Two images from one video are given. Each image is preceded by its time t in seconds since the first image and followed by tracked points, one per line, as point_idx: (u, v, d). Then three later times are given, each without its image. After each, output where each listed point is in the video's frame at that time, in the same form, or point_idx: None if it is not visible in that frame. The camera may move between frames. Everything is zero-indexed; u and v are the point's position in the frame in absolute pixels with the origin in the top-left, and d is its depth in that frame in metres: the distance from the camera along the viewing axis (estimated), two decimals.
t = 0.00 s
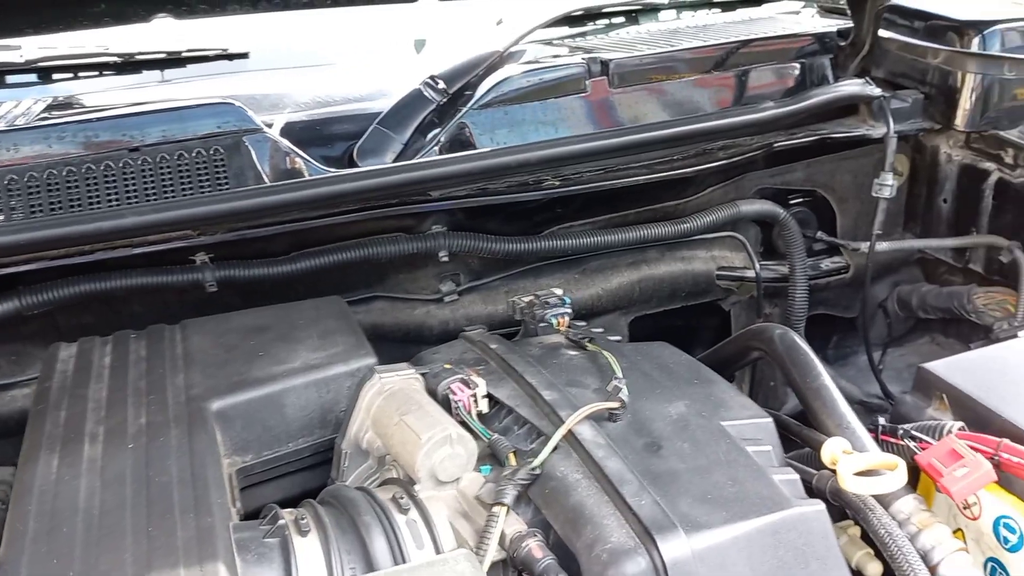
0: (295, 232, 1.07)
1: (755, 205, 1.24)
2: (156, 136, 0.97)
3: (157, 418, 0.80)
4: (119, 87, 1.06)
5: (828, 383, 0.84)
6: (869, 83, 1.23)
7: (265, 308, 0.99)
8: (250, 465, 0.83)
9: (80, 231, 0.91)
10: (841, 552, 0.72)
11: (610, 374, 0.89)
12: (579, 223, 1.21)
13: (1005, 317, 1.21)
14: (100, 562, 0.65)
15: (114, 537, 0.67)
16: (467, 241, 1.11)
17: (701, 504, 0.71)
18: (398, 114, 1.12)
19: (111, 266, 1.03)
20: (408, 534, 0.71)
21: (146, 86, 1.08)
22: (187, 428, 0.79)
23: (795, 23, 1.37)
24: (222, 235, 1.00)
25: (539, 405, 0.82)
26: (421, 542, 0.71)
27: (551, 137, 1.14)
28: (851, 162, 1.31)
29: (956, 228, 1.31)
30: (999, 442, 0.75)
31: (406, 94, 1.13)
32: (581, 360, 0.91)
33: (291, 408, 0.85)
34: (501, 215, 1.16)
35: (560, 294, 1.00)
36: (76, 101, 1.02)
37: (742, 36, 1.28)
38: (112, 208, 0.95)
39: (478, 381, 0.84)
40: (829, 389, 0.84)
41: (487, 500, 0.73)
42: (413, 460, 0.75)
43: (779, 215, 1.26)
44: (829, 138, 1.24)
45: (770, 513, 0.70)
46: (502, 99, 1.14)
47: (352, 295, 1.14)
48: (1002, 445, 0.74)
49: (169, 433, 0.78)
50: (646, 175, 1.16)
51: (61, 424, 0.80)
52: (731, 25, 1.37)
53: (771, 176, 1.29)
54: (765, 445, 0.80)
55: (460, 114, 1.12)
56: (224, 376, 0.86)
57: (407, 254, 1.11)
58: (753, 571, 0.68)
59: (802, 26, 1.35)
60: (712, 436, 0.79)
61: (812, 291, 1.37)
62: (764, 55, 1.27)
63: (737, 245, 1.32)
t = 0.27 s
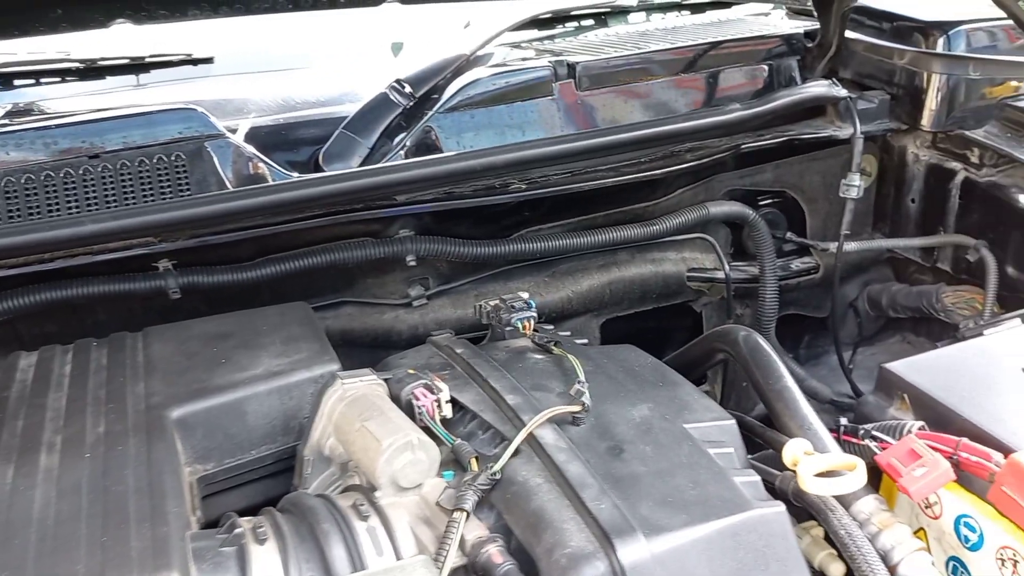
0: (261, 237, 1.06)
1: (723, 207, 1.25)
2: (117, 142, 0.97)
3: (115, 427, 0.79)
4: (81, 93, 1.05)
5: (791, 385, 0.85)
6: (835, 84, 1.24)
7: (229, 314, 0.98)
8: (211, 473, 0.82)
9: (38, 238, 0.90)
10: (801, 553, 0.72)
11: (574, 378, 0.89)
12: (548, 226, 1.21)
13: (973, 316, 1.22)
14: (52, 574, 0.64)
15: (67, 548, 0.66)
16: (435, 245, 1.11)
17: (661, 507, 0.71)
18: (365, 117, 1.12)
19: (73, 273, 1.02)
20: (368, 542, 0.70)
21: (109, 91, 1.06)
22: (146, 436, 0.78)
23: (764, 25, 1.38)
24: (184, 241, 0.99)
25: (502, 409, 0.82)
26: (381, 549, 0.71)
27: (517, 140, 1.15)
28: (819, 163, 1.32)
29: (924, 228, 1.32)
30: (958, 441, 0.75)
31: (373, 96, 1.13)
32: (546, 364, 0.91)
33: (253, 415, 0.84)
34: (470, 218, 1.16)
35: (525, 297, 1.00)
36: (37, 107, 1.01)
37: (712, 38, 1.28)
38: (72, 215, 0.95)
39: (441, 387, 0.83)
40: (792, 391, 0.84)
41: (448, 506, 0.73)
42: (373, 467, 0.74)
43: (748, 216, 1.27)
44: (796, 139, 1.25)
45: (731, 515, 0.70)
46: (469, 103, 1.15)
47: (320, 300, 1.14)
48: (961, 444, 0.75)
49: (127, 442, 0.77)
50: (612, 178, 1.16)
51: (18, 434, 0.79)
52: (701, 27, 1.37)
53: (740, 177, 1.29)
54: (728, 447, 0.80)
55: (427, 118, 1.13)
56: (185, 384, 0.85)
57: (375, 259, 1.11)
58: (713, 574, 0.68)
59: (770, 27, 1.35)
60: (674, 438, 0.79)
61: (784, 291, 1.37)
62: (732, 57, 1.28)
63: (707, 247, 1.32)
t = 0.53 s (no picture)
0: (230, 241, 1.06)
1: (697, 206, 1.26)
2: (83, 146, 0.96)
3: (77, 434, 0.79)
4: (47, 97, 1.04)
5: (759, 383, 0.84)
6: (806, 83, 1.24)
7: (197, 319, 0.98)
8: (175, 480, 0.82)
9: None
10: (764, 552, 0.72)
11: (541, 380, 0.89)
12: (521, 226, 1.21)
13: (946, 313, 1.23)
14: None
15: (24, 557, 0.65)
16: (407, 247, 1.10)
17: (624, 508, 0.70)
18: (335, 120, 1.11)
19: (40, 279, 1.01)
20: (330, 548, 0.70)
21: (76, 95, 1.06)
22: (108, 443, 0.77)
23: (737, 24, 1.38)
24: (152, 245, 0.99)
25: (467, 411, 0.82)
26: (344, 554, 0.70)
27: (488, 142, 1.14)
28: (792, 161, 1.32)
29: (898, 226, 1.33)
30: (922, 438, 0.75)
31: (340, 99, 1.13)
32: (514, 366, 0.91)
33: (217, 421, 0.84)
34: (441, 220, 1.16)
35: (494, 299, 1.00)
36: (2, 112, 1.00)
37: (686, 38, 1.28)
38: (37, 220, 0.94)
39: (407, 390, 0.83)
40: (759, 390, 0.84)
41: (411, 510, 0.72)
42: (337, 472, 0.74)
43: (722, 215, 1.27)
44: (769, 138, 1.25)
45: (694, 515, 0.70)
46: (438, 105, 1.14)
47: (292, 304, 1.13)
48: (925, 441, 0.75)
49: (89, 450, 0.77)
50: (583, 178, 1.16)
51: None
52: (675, 26, 1.37)
53: (714, 176, 1.29)
54: (693, 447, 0.80)
55: (397, 120, 1.12)
56: (150, 390, 0.84)
57: (346, 261, 1.10)
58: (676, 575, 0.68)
59: (742, 26, 1.35)
60: (640, 439, 0.79)
61: (759, 290, 1.37)
62: (704, 58, 1.28)
63: (681, 247, 1.32)
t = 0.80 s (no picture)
0: (201, 246, 1.05)
1: (672, 207, 1.26)
2: (49, 152, 0.96)
3: (43, 442, 0.79)
4: (17, 103, 1.04)
5: (725, 385, 0.85)
6: (778, 84, 1.24)
7: (168, 325, 0.98)
8: (144, 487, 0.81)
9: None
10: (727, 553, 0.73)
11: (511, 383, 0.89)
12: (495, 229, 1.21)
13: (920, 312, 1.23)
14: None
15: None
16: (380, 251, 1.10)
17: (587, 510, 0.71)
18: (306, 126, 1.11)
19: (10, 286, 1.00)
20: (293, 554, 0.70)
21: (46, 101, 1.05)
22: (73, 451, 0.77)
23: (712, 25, 1.39)
24: (121, 252, 0.98)
25: (435, 415, 0.82)
26: (307, 560, 0.70)
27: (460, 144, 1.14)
28: (767, 162, 1.33)
29: (872, 225, 1.34)
30: (884, 438, 0.76)
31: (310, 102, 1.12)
32: (483, 369, 0.91)
33: (185, 428, 0.84)
34: (415, 223, 1.16)
35: (465, 302, 1.00)
36: None
37: (661, 40, 1.28)
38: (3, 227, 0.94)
39: (375, 395, 0.83)
40: (725, 391, 0.84)
41: (376, 515, 0.72)
42: (301, 478, 0.74)
43: (697, 216, 1.27)
44: (742, 139, 1.25)
45: (655, 518, 0.71)
46: (409, 108, 1.14)
47: (265, 309, 1.13)
48: (887, 440, 0.75)
49: (53, 458, 0.77)
50: (556, 181, 1.17)
51: None
52: (650, 27, 1.37)
53: (688, 177, 1.30)
54: (659, 449, 0.80)
55: (367, 125, 1.12)
56: (117, 397, 0.84)
57: (319, 266, 1.10)
58: None
59: (715, 27, 1.36)
60: (606, 442, 0.79)
61: (735, 290, 1.38)
62: (678, 59, 1.28)
63: (656, 248, 1.33)
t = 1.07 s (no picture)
0: (172, 246, 1.05)
1: (649, 204, 1.25)
2: (16, 152, 0.96)
3: (5, 444, 0.78)
4: None
5: (693, 381, 0.85)
6: (753, 79, 1.24)
7: (137, 325, 0.97)
8: (109, 489, 0.81)
9: None
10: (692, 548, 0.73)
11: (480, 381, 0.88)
12: (470, 227, 1.21)
13: (897, 306, 1.23)
14: None
15: None
16: (353, 249, 1.10)
17: (550, 507, 0.71)
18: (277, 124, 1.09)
19: None
20: (255, 555, 0.70)
21: (16, 101, 1.05)
22: (35, 454, 0.77)
23: (688, 21, 1.38)
24: (90, 252, 0.98)
25: (401, 414, 0.82)
26: (270, 561, 0.70)
27: (434, 141, 1.14)
28: (744, 158, 1.33)
29: (849, 220, 1.34)
30: (849, 432, 0.75)
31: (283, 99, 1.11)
32: (453, 367, 0.91)
33: (150, 428, 0.83)
34: (388, 221, 1.15)
35: (435, 300, 0.99)
36: None
37: (637, 36, 1.28)
38: None
39: (341, 394, 0.83)
40: (693, 387, 0.84)
41: (340, 514, 0.72)
42: (264, 478, 0.73)
43: (674, 212, 1.27)
44: (717, 135, 1.25)
45: (618, 515, 0.70)
46: (381, 106, 1.13)
47: (239, 309, 1.12)
48: (851, 435, 0.75)
49: (15, 460, 0.76)
50: (529, 178, 1.16)
51: None
52: (627, 23, 1.37)
53: (665, 174, 1.29)
54: (625, 445, 0.80)
55: (338, 123, 1.11)
56: (82, 399, 0.84)
57: (292, 265, 1.10)
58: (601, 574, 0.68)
59: (691, 23, 1.36)
60: (572, 439, 0.79)
61: (714, 286, 1.38)
62: (653, 56, 1.28)
63: (633, 244, 1.33)
